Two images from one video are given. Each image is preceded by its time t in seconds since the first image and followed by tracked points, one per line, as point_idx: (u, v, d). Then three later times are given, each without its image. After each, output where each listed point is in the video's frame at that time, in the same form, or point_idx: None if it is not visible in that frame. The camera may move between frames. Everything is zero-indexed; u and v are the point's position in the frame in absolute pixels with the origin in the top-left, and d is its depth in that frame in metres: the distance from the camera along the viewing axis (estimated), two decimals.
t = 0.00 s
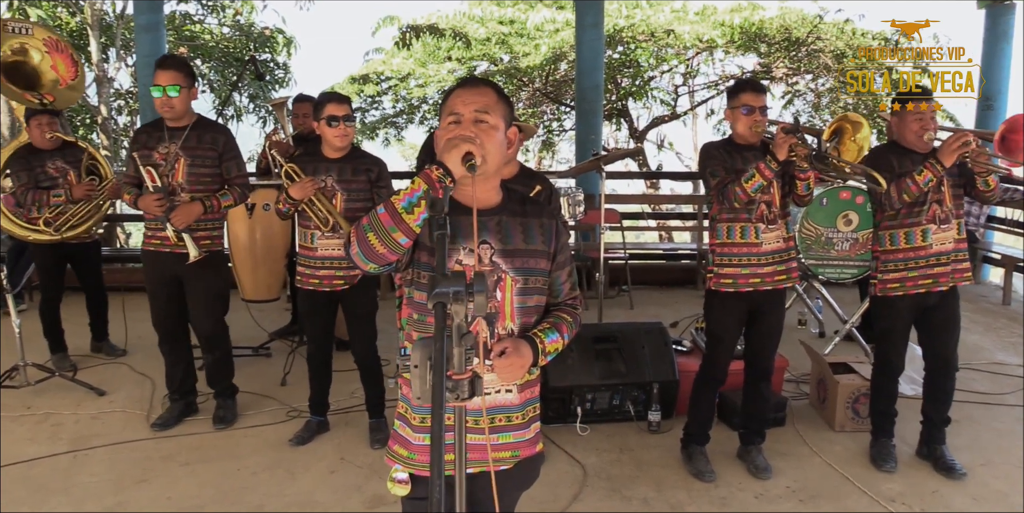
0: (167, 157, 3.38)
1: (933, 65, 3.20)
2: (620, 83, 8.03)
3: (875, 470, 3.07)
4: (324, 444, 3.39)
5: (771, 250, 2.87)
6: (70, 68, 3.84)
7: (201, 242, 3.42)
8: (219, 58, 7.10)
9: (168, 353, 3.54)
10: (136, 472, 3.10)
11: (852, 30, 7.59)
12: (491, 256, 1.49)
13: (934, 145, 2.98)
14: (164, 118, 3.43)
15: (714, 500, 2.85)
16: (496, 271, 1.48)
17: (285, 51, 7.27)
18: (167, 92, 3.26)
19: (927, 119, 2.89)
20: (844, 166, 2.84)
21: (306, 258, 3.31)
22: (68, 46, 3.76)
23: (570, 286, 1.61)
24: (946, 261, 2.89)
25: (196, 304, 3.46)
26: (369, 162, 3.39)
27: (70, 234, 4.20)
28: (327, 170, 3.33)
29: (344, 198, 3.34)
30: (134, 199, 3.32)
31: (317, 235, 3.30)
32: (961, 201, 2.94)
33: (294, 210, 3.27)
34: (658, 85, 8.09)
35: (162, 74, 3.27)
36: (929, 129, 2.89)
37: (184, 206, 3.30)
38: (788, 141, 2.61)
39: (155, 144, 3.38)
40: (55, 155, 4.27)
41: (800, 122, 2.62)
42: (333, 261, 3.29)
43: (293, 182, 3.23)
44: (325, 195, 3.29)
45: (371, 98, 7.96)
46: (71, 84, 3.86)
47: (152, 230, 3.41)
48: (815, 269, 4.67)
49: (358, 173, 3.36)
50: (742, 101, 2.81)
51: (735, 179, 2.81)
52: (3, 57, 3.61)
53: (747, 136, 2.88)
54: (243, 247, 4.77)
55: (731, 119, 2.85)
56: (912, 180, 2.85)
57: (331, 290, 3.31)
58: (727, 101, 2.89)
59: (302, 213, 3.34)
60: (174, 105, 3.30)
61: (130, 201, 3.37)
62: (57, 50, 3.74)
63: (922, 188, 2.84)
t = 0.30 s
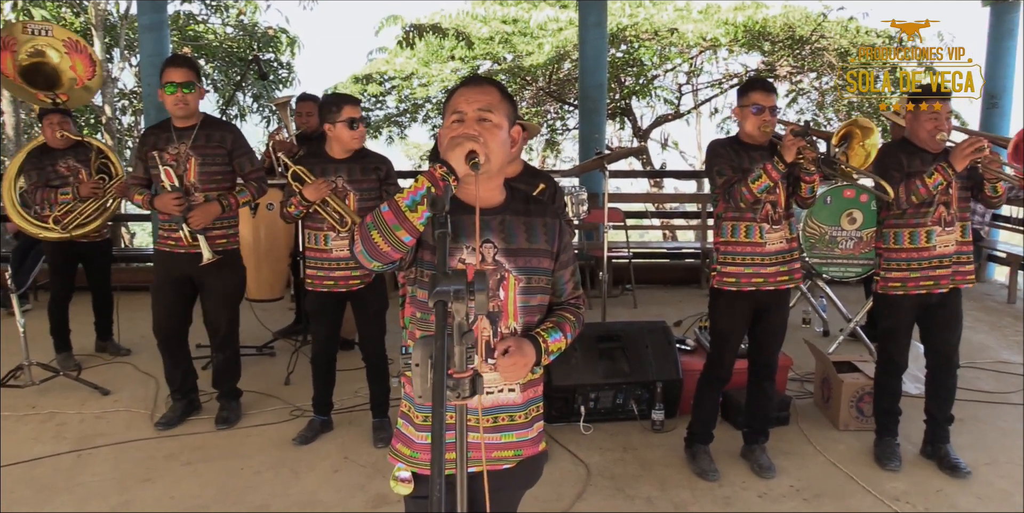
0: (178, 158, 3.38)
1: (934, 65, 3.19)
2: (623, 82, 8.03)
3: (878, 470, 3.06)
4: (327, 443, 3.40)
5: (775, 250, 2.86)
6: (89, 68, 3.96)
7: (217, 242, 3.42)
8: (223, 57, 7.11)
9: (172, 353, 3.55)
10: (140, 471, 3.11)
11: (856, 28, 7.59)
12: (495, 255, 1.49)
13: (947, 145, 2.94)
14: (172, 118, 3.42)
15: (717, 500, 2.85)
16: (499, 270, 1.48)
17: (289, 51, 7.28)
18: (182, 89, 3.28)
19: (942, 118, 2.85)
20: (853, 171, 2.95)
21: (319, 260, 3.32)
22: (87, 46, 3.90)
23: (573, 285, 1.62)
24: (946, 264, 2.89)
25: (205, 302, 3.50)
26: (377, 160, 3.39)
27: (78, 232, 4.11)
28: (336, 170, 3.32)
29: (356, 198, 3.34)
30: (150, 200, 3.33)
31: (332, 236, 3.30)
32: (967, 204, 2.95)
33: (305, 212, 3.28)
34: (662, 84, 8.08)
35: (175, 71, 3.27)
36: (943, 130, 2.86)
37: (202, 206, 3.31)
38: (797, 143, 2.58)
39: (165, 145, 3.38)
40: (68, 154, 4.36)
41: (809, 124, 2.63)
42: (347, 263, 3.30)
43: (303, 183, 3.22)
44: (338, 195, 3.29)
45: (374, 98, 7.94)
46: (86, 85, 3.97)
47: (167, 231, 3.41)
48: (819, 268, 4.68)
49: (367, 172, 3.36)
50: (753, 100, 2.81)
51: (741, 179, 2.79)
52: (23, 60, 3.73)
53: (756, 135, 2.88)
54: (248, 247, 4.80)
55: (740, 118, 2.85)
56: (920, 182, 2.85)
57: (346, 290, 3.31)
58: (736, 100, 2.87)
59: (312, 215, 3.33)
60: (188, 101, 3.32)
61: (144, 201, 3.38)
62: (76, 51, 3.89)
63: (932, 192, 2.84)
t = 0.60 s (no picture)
0: (174, 155, 3.39)
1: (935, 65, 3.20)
2: (626, 81, 8.02)
3: (882, 470, 3.06)
4: (330, 442, 3.41)
5: (783, 251, 2.85)
6: (110, 69, 4.12)
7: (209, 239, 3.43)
8: (227, 56, 7.12)
9: (175, 352, 3.56)
10: (143, 470, 3.12)
11: (860, 27, 7.59)
12: (497, 255, 1.50)
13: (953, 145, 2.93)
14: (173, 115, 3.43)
15: (720, 500, 2.84)
16: (501, 270, 1.48)
17: (292, 50, 7.29)
18: (184, 88, 3.29)
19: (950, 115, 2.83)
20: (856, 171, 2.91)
21: (315, 257, 3.32)
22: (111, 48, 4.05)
23: (583, 282, 1.62)
24: (948, 265, 2.88)
25: (208, 301, 3.50)
26: (375, 160, 3.40)
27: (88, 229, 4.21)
28: (334, 168, 3.33)
29: (353, 197, 3.34)
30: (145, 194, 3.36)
31: (327, 233, 3.30)
32: (973, 205, 2.95)
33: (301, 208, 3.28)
34: (665, 83, 8.09)
35: (178, 70, 3.28)
36: (949, 128, 2.85)
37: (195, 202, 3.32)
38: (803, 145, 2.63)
39: (163, 141, 3.39)
40: (81, 153, 4.33)
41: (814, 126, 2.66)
42: (344, 261, 3.30)
43: (300, 181, 3.18)
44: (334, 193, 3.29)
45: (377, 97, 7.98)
46: (108, 85, 4.15)
47: (162, 226, 3.42)
48: (821, 267, 4.67)
49: (365, 172, 3.36)
50: (758, 100, 2.80)
51: (747, 181, 2.80)
52: (47, 59, 3.87)
53: (761, 136, 2.87)
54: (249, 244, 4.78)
55: (746, 118, 2.85)
56: (927, 181, 2.82)
57: (340, 288, 3.31)
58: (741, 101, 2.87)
59: (309, 212, 3.33)
60: (191, 100, 3.33)
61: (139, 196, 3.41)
62: (99, 52, 4.03)
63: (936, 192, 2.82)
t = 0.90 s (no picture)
0: (176, 156, 3.38)
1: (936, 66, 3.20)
2: (628, 81, 8.00)
3: (883, 470, 3.06)
4: (332, 441, 3.41)
5: (792, 252, 2.85)
6: (129, 73, 4.11)
7: (209, 241, 3.43)
8: (229, 56, 7.15)
9: (176, 351, 3.56)
10: (145, 470, 3.12)
11: (862, 27, 7.60)
12: (496, 258, 1.48)
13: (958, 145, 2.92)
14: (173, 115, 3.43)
15: (721, 500, 2.84)
16: (503, 273, 1.47)
17: (293, 50, 7.29)
18: (188, 89, 3.29)
19: (955, 114, 2.82)
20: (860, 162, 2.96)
21: (319, 258, 3.32)
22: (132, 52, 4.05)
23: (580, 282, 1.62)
24: (955, 265, 2.88)
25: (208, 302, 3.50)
26: (376, 160, 3.39)
27: (93, 229, 4.29)
28: (336, 168, 3.32)
29: (355, 197, 3.34)
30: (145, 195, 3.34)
31: (331, 234, 3.30)
32: (978, 205, 2.94)
33: (304, 209, 3.29)
34: (667, 83, 8.08)
35: (179, 70, 3.27)
36: (954, 128, 2.84)
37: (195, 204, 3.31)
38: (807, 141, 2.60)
39: (164, 142, 3.38)
40: (92, 152, 4.36)
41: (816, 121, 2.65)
42: (348, 260, 3.32)
43: (303, 181, 3.25)
44: (337, 194, 3.29)
45: (379, 97, 7.95)
46: (127, 88, 4.14)
47: (161, 227, 3.42)
48: (823, 267, 4.66)
49: (367, 172, 3.36)
50: (761, 103, 2.82)
51: (753, 180, 2.79)
52: (66, 56, 3.88)
53: (766, 138, 2.87)
54: (251, 243, 4.80)
55: (749, 120, 2.86)
56: (931, 180, 2.85)
57: (343, 287, 3.32)
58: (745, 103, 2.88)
59: (310, 212, 3.33)
60: (194, 101, 3.33)
61: (138, 197, 3.39)
62: (120, 55, 4.03)
63: (940, 193, 2.85)
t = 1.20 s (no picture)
0: (185, 159, 3.38)
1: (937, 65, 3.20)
2: (628, 81, 8.01)
3: (884, 470, 3.05)
4: (332, 441, 3.41)
5: (798, 252, 2.84)
6: (141, 77, 4.12)
7: (225, 242, 3.43)
8: (229, 57, 7.15)
9: (176, 351, 3.55)
10: (145, 470, 3.12)
11: (862, 27, 7.60)
12: (494, 261, 1.49)
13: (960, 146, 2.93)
14: (176, 119, 3.42)
15: (721, 500, 2.84)
16: (501, 276, 1.48)
17: (294, 50, 7.29)
18: (194, 88, 3.29)
19: (956, 114, 2.83)
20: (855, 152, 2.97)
21: (331, 259, 3.32)
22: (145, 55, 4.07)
23: (578, 287, 1.60)
24: (957, 265, 2.88)
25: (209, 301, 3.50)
26: (386, 161, 3.41)
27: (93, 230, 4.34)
28: (347, 169, 3.33)
29: (368, 198, 3.35)
30: (158, 200, 3.34)
31: (344, 235, 3.31)
32: (979, 205, 2.93)
33: (318, 211, 3.27)
34: (667, 83, 8.08)
35: (184, 71, 3.28)
36: (955, 129, 2.85)
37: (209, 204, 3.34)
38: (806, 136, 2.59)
39: (171, 146, 3.38)
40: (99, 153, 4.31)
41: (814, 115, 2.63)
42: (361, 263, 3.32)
43: (317, 182, 3.25)
44: (350, 194, 3.30)
45: (379, 97, 7.93)
46: (139, 93, 4.14)
47: (175, 231, 3.41)
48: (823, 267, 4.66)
49: (378, 172, 3.38)
50: (763, 105, 2.82)
51: (755, 179, 2.79)
52: (80, 56, 3.88)
53: (769, 139, 2.87)
54: (253, 243, 4.82)
55: (750, 123, 2.87)
56: (931, 179, 2.85)
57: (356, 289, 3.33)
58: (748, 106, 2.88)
59: (324, 215, 3.31)
60: (199, 101, 3.33)
61: (152, 203, 3.38)
62: (134, 58, 4.05)
63: (943, 193, 2.86)
